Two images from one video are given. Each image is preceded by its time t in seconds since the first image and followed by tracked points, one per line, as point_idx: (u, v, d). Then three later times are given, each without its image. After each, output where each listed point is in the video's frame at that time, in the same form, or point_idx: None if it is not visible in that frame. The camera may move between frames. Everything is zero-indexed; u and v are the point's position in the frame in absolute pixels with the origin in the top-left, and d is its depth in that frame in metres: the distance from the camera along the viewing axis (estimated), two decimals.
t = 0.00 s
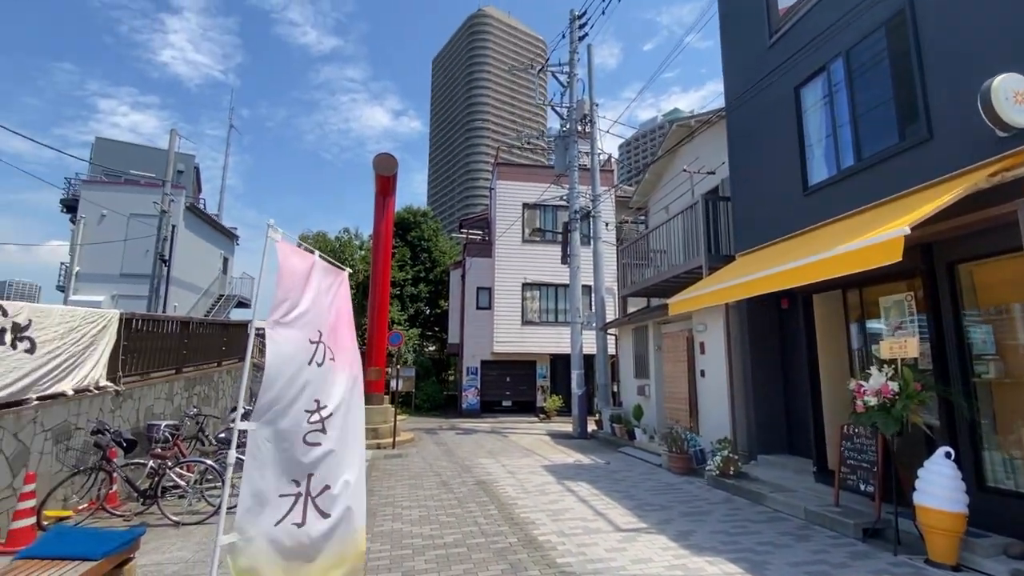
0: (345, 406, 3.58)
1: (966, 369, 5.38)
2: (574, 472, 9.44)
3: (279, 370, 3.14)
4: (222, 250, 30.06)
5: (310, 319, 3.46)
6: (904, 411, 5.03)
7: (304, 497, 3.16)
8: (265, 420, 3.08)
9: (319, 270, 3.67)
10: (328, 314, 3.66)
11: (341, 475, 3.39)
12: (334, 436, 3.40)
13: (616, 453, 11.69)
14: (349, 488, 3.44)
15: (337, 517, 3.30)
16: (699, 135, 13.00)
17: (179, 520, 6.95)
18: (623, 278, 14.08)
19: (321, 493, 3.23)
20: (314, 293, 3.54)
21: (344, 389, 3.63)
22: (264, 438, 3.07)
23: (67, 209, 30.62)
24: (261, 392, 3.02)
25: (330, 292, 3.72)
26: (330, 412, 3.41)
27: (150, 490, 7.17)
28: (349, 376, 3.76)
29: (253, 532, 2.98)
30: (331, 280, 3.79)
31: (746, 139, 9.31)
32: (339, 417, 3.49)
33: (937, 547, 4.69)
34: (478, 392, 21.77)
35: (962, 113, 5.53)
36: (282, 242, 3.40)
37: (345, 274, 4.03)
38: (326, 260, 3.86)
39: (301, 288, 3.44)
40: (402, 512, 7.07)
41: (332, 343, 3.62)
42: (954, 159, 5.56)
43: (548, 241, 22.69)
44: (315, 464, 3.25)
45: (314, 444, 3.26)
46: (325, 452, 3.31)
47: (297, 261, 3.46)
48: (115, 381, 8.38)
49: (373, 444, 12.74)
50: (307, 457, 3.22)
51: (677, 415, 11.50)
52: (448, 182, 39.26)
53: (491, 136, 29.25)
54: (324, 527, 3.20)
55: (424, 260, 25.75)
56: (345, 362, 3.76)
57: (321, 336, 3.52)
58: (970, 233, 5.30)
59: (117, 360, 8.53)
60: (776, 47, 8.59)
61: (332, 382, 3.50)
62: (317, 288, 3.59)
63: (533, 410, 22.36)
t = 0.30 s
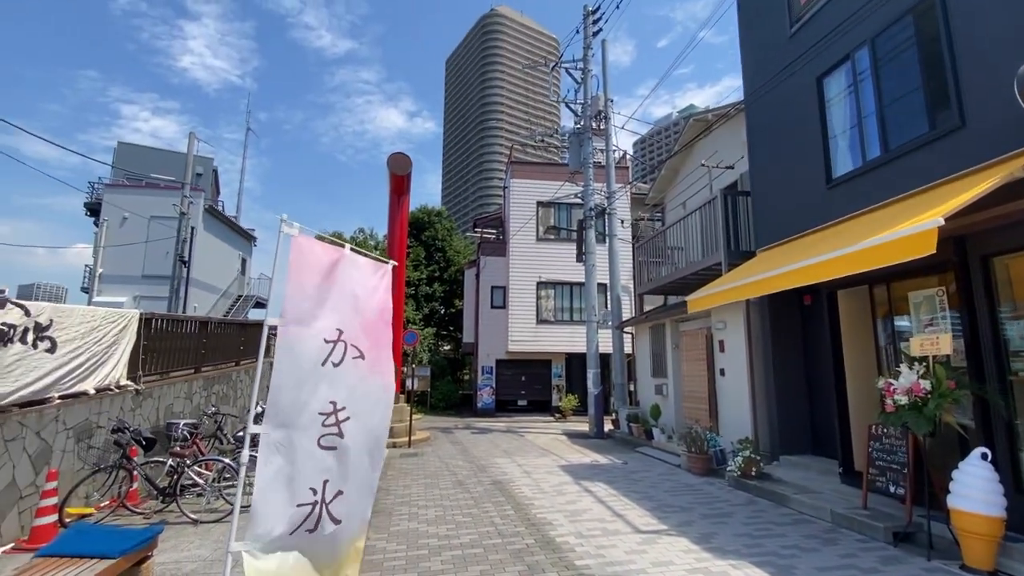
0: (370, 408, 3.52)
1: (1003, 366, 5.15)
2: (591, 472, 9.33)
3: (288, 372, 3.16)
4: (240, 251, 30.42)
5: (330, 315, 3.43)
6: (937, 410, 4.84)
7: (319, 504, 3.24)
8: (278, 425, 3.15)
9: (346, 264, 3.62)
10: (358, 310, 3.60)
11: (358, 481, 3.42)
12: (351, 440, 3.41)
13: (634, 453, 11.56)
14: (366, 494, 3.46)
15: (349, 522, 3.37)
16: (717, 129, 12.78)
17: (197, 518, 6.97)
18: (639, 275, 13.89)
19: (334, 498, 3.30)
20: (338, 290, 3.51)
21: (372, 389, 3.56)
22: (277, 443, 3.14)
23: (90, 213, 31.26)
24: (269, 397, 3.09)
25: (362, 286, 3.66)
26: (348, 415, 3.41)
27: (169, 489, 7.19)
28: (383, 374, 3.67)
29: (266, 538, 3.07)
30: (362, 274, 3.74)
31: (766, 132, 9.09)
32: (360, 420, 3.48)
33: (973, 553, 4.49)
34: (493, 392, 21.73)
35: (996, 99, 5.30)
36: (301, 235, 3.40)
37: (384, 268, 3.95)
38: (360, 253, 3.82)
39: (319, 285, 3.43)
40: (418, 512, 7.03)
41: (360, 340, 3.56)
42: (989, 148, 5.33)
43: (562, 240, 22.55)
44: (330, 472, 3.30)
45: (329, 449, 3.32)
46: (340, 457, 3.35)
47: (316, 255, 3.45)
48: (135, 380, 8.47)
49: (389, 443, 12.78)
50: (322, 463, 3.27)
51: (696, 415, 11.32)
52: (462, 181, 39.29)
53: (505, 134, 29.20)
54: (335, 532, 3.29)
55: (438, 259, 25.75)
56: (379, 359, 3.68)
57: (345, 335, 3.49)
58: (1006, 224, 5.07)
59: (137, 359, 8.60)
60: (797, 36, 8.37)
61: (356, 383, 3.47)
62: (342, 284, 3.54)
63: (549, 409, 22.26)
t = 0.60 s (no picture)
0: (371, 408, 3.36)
1: None
2: (603, 471, 9.18)
3: (276, 366, 3.21)
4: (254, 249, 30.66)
5: (324, 309, 3.38)
6: (964, 407, 4.62)
7: (314, 508, 3.11)
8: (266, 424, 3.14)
9: (347, 256, 3.54)
10: (359, 303, 3.49)
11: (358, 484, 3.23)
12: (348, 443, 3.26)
13: (647, 451, 11.38)
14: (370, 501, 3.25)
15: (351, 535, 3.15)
16: (731, 120, 12.50)
17: (206, 515, 6.95)
18: (652, 271, 13.67)
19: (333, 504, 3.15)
20: (334, 283, 3.45)
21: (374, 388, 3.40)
22: (266, 443, 3.13)
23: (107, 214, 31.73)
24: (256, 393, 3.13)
25: (364, 279, 3.54)
26: (345, 415, 3.27)
27: (178, 486, 7.14)
28: (387, 372, 3.49)
29: (257, 543, 3.05)
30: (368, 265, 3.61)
31: (782, 122, 8.84)
32: (360, 421, 3.31)
33: (1004, 558, 4.26)
34: (504, 389, 21.66)
35: None
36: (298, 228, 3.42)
37: (401, 258, 3.74)
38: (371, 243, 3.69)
39: (315, 278, 3.41)
40: (426, 510, 6.94)
41: (360, 336, 3.46)
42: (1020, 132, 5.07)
43: (573, 235, 22.34)
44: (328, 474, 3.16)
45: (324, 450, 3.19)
46: (336, 459, 3.19)
47: (313, 248, 3.45)
48: (146, 377, 8.48)
49: (400, 440, 12.77)
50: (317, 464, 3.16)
51: (711, 412, 11.10)
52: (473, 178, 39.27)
53: (516, 130, 29.05)
54: (334, 545, 3.09)
55: (449, 257, 25.69)
56: (382, 356, 3.51)
57: (339, 329, 3.40)
58: None
59: (148, 356, 8.58)
60: (814, 22, 8.11)
61: (353, 380, 3.35)
62: (339, 277, 3.47)
63: (561, 406, 22.10)
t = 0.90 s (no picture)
0: (351, 410, 3.35)
1: None
2: (610, 470, 9.01)
3: (250, 368, 3.23)
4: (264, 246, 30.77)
5: (304, 307, 3.41)
6: (989, 409, 4.39)
7: (288, 503, 3.21)
8: (239, 427, 3.18)
9: (330, 251, 3.56)
10: (342, 299, 3.50)
11: (335, 483, 3.27)
12: (324, 443, 3.30)
13: (655, 451, 11.19)
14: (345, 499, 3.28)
15: (330, 529, 3.24)
16: (743, 111, 12.22)
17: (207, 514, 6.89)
18: (661, 267, 13.43)
19: (308, 500, 3.23)
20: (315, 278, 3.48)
21: (356, 388, 3.37)
22: (240, 444, 3.18)
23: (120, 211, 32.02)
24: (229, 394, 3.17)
25: (349, 275, 3.55)
26: (321, 417, 3.30)
27: (179, 484, 7.11)
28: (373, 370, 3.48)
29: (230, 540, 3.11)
30: (354, 260, 3.63)
31: (795, 112, 8.57)
32: (337, 422, 3.32)
33: None
34: (512, 385, 21.54)
35: None
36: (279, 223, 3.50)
37: (391, 252, 3.73)
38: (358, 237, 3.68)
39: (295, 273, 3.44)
40: (429, 511, 6.82)
41: (344, 333, 3.46)
42: None
43: (582, 231, 22.10)
44: (302, 474, 3.24)
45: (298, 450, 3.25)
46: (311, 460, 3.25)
47: (295, 244, 3.49)
48: (150, 375, 8.43)
49: (406, 437, 12.70)
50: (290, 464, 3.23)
51: (721, 411, 10.88)
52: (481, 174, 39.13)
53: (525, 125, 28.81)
54: (309, 539, 3.20)
55: (458, 253, 25.57)
56: (369, 354, 3.50)
57: (322, 326, 3.42)
58: None
59: (152, 354, 8.53)
60: (830, 7, 7.81)
61: (332, 378, 3.35)
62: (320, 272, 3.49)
63: (570, 404, 21.93)
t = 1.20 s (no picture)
0: (329, 409, 3.33)
1: None
2: (616, 468, 8.84)
3: (226, 366, 3.27)
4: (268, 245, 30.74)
5: (285, 298, 3.43)
6: (1011, 404, 4.18)
7: (265, 504, 3.22)
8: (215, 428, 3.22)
9: (311, 240, 3.57)
10: (326, 289, 3.48)
11: (313, 482, 3.27)
12: (301, 442, 3.30)
13: (662, 448, 11.00)
14: (323, 498, 3.28)
15: (307, 528, 3.23)
16: (750, 101, 11.99)
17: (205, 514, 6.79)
18: (667, 261, 13.23)
19: (285, 500, 3.24)
20: (296, 268, 3.49)
21: (336, 384, 3.34)
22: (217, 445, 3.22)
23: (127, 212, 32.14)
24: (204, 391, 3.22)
25: (331, 264, 3.52)
26: (298, 416, 3.29)
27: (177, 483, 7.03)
28: (358, 362, 3.42)
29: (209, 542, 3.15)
30: (336, 248, 3.59)
31: (805, 101, 8.35)
32: (314, 420, 3.31)
33: None
34: (517, 383, 21.39)
35: None
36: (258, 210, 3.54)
37: (379, 239, 3.68)
38: (343, 224, 3.63)
39: (274, 263, 3.47)
40: (431, 510, 6.68)
41: (326, 326, 3.43)
42: None
43: (587, 226, 21.88)
44: (279, 474, 3.25)
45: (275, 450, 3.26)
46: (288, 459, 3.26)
47: (274, 232, 3.52)
48: (149, 373, 8.35)
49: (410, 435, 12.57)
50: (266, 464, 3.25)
51: (729, 407, 10.68)
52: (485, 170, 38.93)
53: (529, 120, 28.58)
54: (285, 539, 3.21)
55: (462, 250, 25.41)
56: (354, 345, 3.44)
57: (304, 317, 3.42)
58: None
59: (151, 352, 8.43)
60: None
61: (312, 373, 3.35)
62: (302, 261, 3.50)
63: (576, 401, 21.74)
